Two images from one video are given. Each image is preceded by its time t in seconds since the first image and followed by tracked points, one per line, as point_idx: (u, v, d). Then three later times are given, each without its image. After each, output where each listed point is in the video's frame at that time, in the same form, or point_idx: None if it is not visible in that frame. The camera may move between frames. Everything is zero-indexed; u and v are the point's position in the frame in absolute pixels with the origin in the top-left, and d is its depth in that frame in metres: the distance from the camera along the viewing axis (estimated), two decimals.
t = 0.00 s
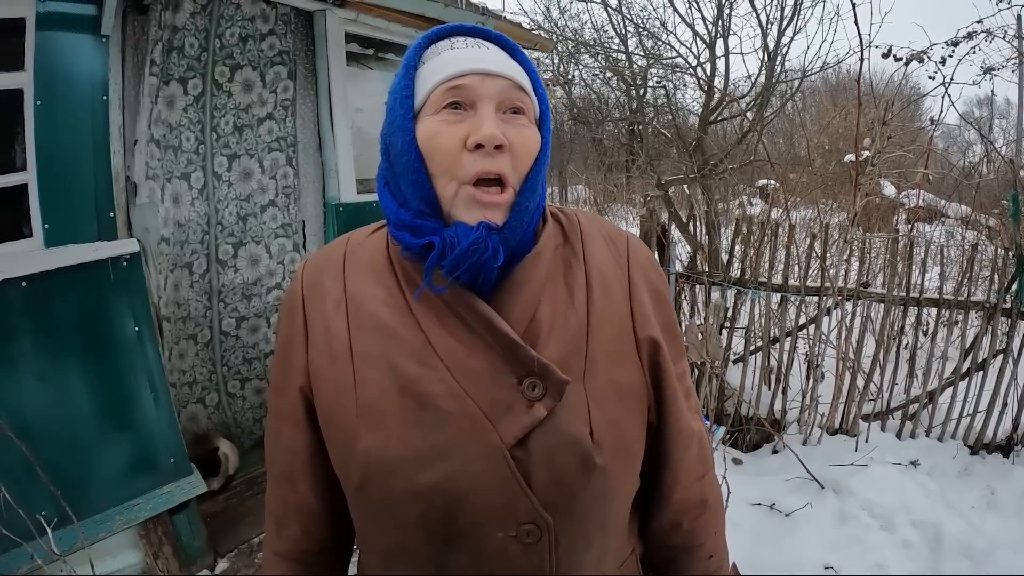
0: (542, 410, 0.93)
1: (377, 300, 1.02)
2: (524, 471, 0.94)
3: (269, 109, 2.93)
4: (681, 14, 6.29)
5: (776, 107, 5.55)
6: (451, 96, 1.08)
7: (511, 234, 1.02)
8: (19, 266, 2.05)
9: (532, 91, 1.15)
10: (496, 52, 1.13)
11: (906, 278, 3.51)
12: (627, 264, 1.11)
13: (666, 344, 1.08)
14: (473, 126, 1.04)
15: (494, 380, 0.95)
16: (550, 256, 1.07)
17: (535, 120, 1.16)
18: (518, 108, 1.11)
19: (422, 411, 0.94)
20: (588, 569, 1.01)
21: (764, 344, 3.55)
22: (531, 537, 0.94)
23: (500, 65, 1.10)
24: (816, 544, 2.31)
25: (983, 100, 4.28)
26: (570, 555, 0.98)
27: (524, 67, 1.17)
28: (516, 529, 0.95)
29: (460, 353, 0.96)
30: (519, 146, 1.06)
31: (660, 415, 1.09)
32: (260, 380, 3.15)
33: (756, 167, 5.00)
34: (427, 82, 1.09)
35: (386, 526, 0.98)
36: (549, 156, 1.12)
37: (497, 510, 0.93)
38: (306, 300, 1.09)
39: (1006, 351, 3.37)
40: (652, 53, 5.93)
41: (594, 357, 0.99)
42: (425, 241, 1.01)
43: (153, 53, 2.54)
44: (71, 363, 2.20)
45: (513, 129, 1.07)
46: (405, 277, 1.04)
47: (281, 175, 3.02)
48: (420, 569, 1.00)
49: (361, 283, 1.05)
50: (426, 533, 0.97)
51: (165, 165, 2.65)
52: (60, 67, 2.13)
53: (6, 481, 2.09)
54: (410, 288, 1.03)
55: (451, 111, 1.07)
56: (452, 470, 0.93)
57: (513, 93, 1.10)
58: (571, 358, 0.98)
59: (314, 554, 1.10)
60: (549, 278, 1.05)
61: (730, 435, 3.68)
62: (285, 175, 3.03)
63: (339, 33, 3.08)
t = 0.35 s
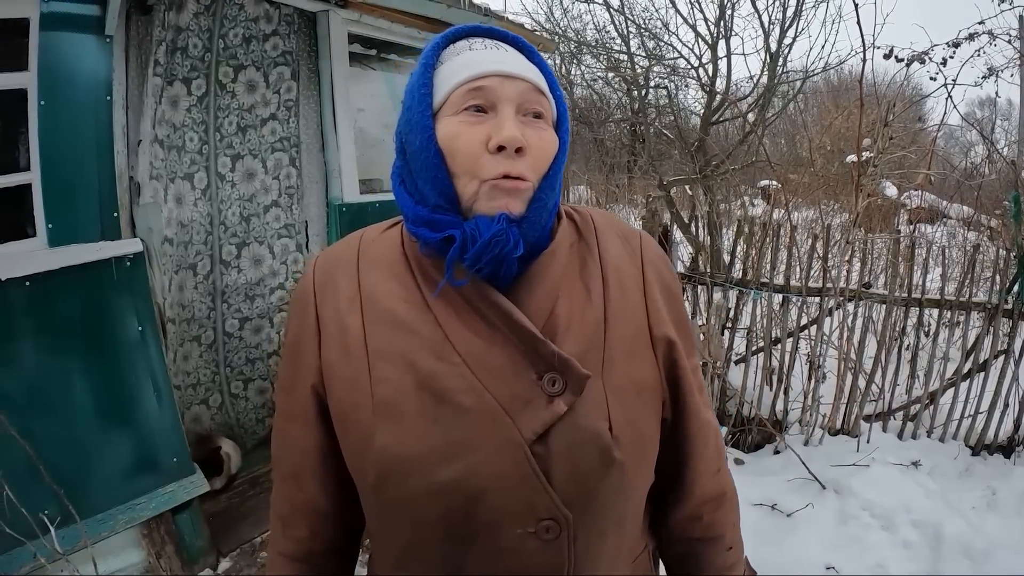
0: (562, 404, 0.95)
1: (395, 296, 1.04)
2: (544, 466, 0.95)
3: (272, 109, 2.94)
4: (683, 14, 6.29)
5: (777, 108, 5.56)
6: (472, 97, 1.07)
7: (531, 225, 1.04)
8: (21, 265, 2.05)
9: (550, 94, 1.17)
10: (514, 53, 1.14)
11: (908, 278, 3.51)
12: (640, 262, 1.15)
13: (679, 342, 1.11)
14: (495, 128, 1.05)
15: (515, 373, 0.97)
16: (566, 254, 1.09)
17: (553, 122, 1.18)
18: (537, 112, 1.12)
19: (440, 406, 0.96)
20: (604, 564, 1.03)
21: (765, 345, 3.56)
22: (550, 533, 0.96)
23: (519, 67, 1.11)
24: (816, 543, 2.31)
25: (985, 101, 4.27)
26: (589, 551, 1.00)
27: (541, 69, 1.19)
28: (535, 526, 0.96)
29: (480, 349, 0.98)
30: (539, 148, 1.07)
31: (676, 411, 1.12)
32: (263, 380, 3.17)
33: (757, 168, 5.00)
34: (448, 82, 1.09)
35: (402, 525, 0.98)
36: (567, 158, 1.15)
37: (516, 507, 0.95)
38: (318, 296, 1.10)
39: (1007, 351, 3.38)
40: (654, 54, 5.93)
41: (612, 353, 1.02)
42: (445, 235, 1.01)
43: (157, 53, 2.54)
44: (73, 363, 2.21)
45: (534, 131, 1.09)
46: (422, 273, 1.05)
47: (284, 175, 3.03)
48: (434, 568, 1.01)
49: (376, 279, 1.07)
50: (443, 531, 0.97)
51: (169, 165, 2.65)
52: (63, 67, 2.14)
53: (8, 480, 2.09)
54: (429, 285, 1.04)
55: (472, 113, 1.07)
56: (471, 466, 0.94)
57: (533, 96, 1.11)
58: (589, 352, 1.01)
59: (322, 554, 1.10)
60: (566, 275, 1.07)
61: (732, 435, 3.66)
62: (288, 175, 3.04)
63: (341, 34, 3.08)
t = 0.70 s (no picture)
0: (581, 402, 0.95)
1: (411, 292, 1.04)
2: (563, 464, 0.95)
3: (276, 109, 2.95)
4: (685, 15, 6.29)
5: (779, 108, 5.57)
6: (496, 94, 1.07)
7: (552, 224, 1.05)
8: (26, 264, 2.05)
9: (572, 92, 1.17)
10: (537, 50, 1.14)
11: (911, 278, 3.51)
12: (656, 260, 1.16)
13: (694, 340, 1.12)
14: (520, 125, 1.05)
15: (533, 371, 0.97)
16: (584, 251, 1.10)
17: (573, 121, 1.19)
18: (560, 111, 1.13)
19: (458, 403, 0.95)
20: (617, 561, 1.03)
21: (768, 345, 3.57)
22: (568, 531, 0.96)
23: (543, 65, 1.11)
24: (820, 542, 2.31)
25: (988, 100, 4.27)
26: (605, 548, 1.00)
27: (562, 67, 1.19)
28: (552, 524, 0.96)
29: (501, 346, 0.98)
30: (563, 147, 1.08)
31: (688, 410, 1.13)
32: (265, 380, 3.18)
33: (759, 168, 5.00)
34: (472, 76, 1.09)
35: (420, 523, 0.98)
36: (587, 157, 1.16)
37: (535, 504, 0.94)
38: (331, 292, 1.10)
39: (1010, 351, 3.37)
40: (656, 54, 5.94)
41: (629, 352, 1.02)
42: (465, 232, 1.01)
43: (161, 52, 2.53)
44: (77, 363, 2.21)
45: (557, 131, 1.09)
46: (438, 269, 1.05)
47: (288, 174, 3.04)
48: (450, 567, 1.00)
49: (391, 275, 1.07)
50: (460, 530, 0.97)
51: (172, 164, 2.65)
52: (67, 67, 2.14)
53: (11, 479, 2.09)
54: (446, 282, 1.03)
55: (496, 109, 1.07)
56: (491, 463, 0.94)
57: (556, 95, 1.11)
58: (608, 350, 1.01)
59: (333, 554, 1.10)
60: (584, 272, 1.08)
61: (735, 434, 3.66)
62: (292, 174, 3.05)
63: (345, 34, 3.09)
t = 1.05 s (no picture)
0: (581, 406, 0.95)
1: (411, 293, 1.03)
2: (563, 467, 0.95)
3: (277, 109, 2.94)
4: (687, 15, 6.29)
5: (780, 108, 5.57)
6: (500, 95, 1.07)
7: (555, 226, 1.05)
8: (26, 264, 2.04)
9: (575, 94, 1.16)
10: (541, 51, 1.14)
11: (913, 278, 3.50)
12: (659, 262, 1.16)
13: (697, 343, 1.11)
14: (523, 128, 1.05)
15: (534, 374, 0.97)
16: (586, 254, 1.09)
17: (577, 123, 1.18)
18: (563, 114, 1.13)
19: (458, 405, 0.95)
20: (619, 564, 1.02)
21: (771, 345, 3.55)
22: (567, 535, 0.95)
23: (547, 66, 1.11)
24: (823, 543, 2.29)
25: (990, 101, 4.26)
26: (606, 553, 1.00)
27: (566, 68, 1.18)
28: (553, 528, 0.95)
29: (502, 348, 0.97)
30: (565, 151, 1.08)
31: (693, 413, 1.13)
32: (266, 380, 3.17)
33: (761, 168, 5.00)
34: (475, 77, 1.08)
35: (420, 526, 0.97)
36: (591, 159, 1.15)
37: (535, 508, 0.94)
38: (330, 293, 1.09)
39: (1013, 352, 3.36)
40: (657, 55, 5.94)
41: (632, 355, 1.02)
42: (468, 232, 1.01)
43: (162, 52, 2.53)
44: (78, 363, 2.20)
45: (559, 135, 1.09)
46: (440, 271, 1.05)
47: (289, 174, 3.03)
48: (453, 569, 1.00)
49: (390, 276, 1.06)
50: (461, 532, 0.96)
51: (173, 164, 2.64)
52: (68, 66, 2.13)
53: (12, 479, 2.08)
54: (448, 284, 1.03)
55: (499, 111, 1.07)
56: (491, 466, 0.93)
57: (559, 97, 1.11)
58: (610, 352, 1.00)
59: (334, 556, 1.09)
60: (585, 275, 1.08)
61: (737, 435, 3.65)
62: (293, 174, 3.05)
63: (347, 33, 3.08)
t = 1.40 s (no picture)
0: (577, 406, 0.95)
1: (410, 293, 1.03)
2: (560, 468, 0.95)
3: (279, 109, 2.94)
4: (688, 16, 6.28)
5: (781, 109, 5.57)
6: (498, 97, 1.07)
7: (552, 226, 1.04)
8: (27, 264, 2.04)
9: (575, 95, 1.16)
10: (540, 52, 1.14)
11: (914, 279, 3.50)
12: (659, 263, 1.15)
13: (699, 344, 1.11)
14: (522, 129, 1.05)
15: (531, 374, 0.97)
16: (584, 255, 1.09)
17: (576, 124, 1.18)
18: (562, 115, 1.13)
19: (456, 405, 0.95)
20: (617, 565, 1.02)
21: (772, 346, 3.55)
22: (564, 535, 0.95)
23: (546, 68, 1.11)
24: (824, 544, 2.30)
25: (992, 101, 4.26)
26: (603, 554, 0.99)
27: (566, 69, 1.18)
28: (549, 528, 0.95)
29: (499, 348, 0.97)
30: (564, 151, 1.08)
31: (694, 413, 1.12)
32: (268, 380, 3.17)
33: (763, 169, 5.00)
34: (474, 78, 1.08)
35: (418, 526, 0.97)
36: (590, 159, 1.15)
37: (532, 508, 0.94)
38: (330, 293, 1.09)
39: (1014, 352, 3.36)
40: (659, 55, 5.94)
41: (630, 356, 1.02)
42: (465, 232, 1.01)
43: (163, 52, 2.52)
44: (79, 363, 2.20)
45: (558, 135, 1.09)
46: (438, 271, 1.05)
47: (290, 175, 3.03)
48: (451, 569, 1.00)
49: (390, 276, 1.06)
50: (458, 532, 0.96)
51: (175, 164, 2.64)
52: (69, 66, 2.13)
53: (13, 479, 2.09)
54: (446, 284, 1.03)
55: (497, 112, 1.07)
56: (487, 467, 0.93)
57: (558, 98, 1.11)
58: (607, 353, 1.00)
59: (332, 557, 1.09)
60: (583, 276, 1.08)
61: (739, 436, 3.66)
62: (295, 175, 3.05)
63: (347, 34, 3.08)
